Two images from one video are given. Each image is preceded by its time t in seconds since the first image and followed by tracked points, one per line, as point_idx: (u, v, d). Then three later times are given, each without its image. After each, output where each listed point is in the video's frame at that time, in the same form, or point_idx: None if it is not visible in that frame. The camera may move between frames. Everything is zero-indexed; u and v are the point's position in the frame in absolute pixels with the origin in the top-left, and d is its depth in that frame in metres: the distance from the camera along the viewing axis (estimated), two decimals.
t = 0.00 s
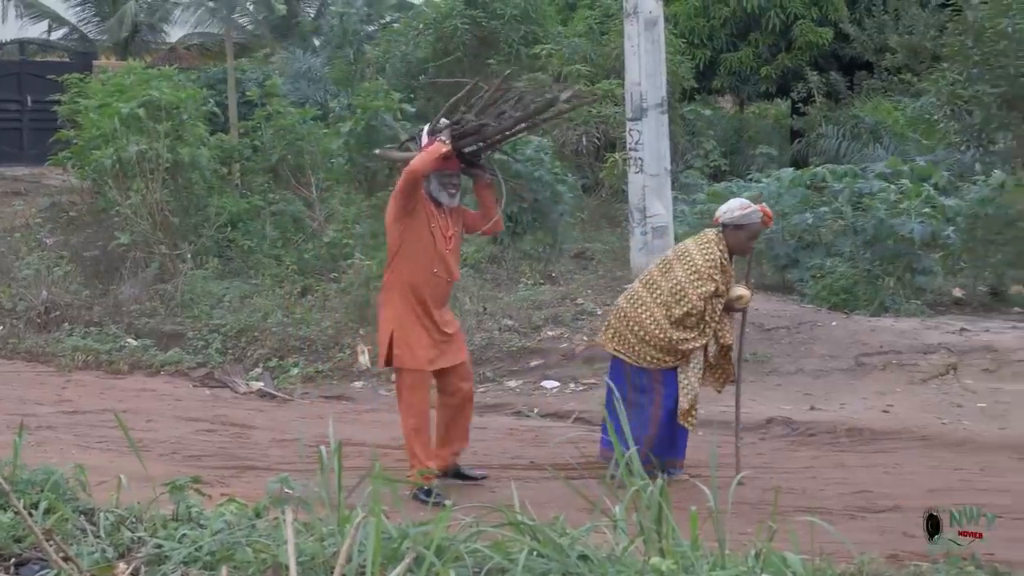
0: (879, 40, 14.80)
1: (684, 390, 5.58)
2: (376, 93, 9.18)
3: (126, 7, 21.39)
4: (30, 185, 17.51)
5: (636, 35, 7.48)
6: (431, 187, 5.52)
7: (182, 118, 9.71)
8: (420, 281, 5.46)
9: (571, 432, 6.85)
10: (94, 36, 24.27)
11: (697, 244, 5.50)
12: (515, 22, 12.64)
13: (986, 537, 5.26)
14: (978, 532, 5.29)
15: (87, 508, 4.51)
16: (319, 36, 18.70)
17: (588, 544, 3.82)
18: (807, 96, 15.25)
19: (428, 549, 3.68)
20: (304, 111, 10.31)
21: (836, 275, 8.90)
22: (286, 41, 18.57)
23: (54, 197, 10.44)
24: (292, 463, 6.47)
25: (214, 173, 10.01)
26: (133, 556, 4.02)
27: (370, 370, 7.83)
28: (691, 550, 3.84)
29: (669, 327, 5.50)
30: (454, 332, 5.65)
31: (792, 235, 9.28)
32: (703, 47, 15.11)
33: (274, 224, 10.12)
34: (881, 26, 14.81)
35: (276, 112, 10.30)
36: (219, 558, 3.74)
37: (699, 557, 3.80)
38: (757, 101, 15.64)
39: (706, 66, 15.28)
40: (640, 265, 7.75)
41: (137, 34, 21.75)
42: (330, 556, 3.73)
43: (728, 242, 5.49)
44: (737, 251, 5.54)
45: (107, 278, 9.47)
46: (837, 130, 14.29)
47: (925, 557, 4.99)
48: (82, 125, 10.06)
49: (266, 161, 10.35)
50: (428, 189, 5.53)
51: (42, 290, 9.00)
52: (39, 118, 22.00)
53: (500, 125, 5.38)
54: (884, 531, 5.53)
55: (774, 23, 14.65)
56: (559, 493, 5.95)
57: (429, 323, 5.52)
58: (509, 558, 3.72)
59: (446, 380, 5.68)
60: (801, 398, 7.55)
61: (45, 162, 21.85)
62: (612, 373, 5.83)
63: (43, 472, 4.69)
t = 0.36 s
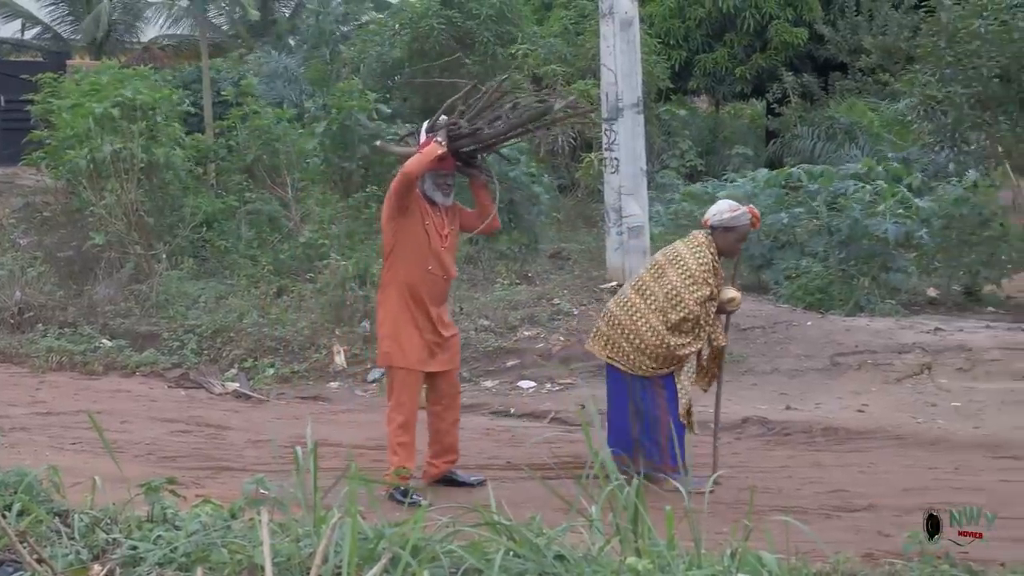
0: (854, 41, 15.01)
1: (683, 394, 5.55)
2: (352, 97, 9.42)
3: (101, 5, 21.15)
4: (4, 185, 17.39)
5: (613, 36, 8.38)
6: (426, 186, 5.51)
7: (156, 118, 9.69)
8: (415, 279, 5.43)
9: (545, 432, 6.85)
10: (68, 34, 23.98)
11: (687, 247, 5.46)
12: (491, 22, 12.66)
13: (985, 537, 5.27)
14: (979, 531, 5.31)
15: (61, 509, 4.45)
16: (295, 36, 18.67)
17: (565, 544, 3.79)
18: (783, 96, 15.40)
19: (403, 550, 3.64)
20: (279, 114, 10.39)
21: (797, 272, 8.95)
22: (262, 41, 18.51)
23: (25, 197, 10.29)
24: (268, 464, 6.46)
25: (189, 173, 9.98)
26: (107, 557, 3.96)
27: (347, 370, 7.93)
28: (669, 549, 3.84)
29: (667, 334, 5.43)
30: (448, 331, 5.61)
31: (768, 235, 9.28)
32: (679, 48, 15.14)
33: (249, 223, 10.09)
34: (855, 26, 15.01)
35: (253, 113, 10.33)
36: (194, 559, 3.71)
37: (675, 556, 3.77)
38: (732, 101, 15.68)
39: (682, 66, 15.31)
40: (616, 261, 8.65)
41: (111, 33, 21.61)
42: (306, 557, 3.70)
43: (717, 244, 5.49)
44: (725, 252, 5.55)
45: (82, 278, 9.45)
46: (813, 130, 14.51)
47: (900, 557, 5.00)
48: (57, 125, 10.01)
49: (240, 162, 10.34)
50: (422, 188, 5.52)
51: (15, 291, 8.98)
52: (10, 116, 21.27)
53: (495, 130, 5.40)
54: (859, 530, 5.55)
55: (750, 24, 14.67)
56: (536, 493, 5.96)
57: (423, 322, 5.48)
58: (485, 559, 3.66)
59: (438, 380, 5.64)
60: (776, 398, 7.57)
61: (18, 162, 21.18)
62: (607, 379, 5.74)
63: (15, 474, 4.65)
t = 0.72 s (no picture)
0: (838, 42, 15.32)
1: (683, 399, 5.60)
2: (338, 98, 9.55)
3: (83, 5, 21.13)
4: None
5: (595, 38, 8.43)
6: (421, 183, 5.44)
7: (140, 119, 9.69)
8: (413, 276, 5.39)
9: (528, 434, 6.84)
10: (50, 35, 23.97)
11: (687, 249, 5.44)
12: (474, 23, 13.15)
13: (986, 537, 5.30)
14: (980, 530, 5.34)
15: (43, 511, 4.41)
16: (278, 37, 18.67)
17: (549, 545, 3.77)
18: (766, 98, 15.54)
19: (388, 551, 3.60)
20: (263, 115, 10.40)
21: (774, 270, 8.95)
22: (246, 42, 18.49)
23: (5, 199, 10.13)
24: (252, 466, 6.45)
25: (173, 174, 9.95)
26: (90, 559, 3.92)
27: (331, 372, 7.95)
28: (652, 551, 3.81)
29: (672, 338, 5.41)
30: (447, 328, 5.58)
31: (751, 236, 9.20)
32: (664, 49, 15.13)
33: (233, 225, 10.06)
34: (839, 28, 15.32)
35: (236, 114, 10.34)
36: (177, 561, 3.67)
37: (659, 558, 3.75)
38: (716, 102, 15.70)
39: (666, 67, 15.29)
40: (600, 262, 8.69)
41: (93, 34, 21.54)
42: (290, 558, 3.64)
43: (716, 246, 5.48)
44: (722, 253, 5.54)
45: (65, 280, 9.42)
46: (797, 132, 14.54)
47: (883, 557, 5.02)
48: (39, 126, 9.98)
49: (225, 162, 10.32)
50: (418, 185, 5.46)
51: None
52: None
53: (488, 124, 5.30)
54: (843, 531, 5.55)
55: (734, 25, 14.69)
56: (521, 494, 5.94)
57: (422, 320, 5.45)
58: (469, 560, 3.64)
59: (437, 377, 5.61)
60: (760, 399, 7.58)
61: None
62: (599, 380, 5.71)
63: None
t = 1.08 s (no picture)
0: (826, 43, 15.47)
1: (678, 400, 5.57)
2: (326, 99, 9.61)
3: (69, 6, 21.08)
4: None
5: (583, 39, 8.42)
6: (418, 182, 5.40)
7: (127, 120, 9.67)
8: (411, 276, 5.36)
9: (515, 436, 6.83)
10: (37, 36, 23.92)
11: (685, 250, 5.42)
12: (462, 24, 13.24)
13: (986, 537, 5.31)
14: (980, 531, 5.36)
15: (31, 513, 4.38)
16: (267, 38, 18.67)
17: (537, 546, 3.74)
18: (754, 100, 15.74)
19: (377, 553, 3.58)
20: (251, 116, 10.45)
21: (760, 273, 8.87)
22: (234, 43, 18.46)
23: None
24: (240, 467, 6.44)
25: (160, 175, 9.96)
26: (77, 562, 3.90)
27: (318, 373, 7.94)
28: (640, 552, 3.78)
29: (668, 341, 5.40)
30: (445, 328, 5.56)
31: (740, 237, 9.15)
32: (650, 49, 15.16)
33: (219, 225, 10.07)
34: (827, 30, 15.48)
35: (225, 114, 10.39)
36: (164, 562, 3.65)
37: (647, 559, 3.72)
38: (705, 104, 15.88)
39: (654, 68, 15.37)
40: (588, 263, 8.76)
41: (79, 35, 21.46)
42: (278, 560, 3.62)
43: (713, 247, 5.46)
44: (720, 254, 5.54)
45: (52, 281, 9.42)
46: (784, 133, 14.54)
47: (871, 557, 5.03)
48: (26, 126, 9.93)
49: (212, 163, 10.34)
50: (415, 184, 5.41)
51: None
52: None
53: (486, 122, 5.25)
54: (830, 531, 5.56)
55: (721, 25, 14.76)
56: (509, 496, 5.94)
57: (421, 320, 5.42)
58: (458, 560, 3.63)
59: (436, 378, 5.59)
60: (748, 399, 7.60)
61: None
62: (594, 380, 5.73)
63: None
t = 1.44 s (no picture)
0: (809, 43, 15.68)
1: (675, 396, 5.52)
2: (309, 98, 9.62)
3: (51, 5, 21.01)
4: None
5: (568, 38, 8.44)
6: (415, 186, 5.45)
7: (111, 120, 9.67)
8: (408, 281, 5.39)
9: (498, 436, 6.83)
10: (18, 36, 23.85)
11: (678, 247, 5.41)
12: (447, 24, 13.23)
13: (985, 537, 5.31)
14: (980, 531, 5.38)
15: (14, 514, 4.31)
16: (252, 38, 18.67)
17: (522, 546, 3.71)
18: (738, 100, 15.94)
19: (361, 553, 3.55)
20: (235, 116, 10.37)
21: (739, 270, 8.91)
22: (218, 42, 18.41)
23: None
24: (224, 468, 6.43)
25: (144, 175, 9.96)
26: (60, 563, 3.87)
27: (303, 373, 7.95)
28: (625, 552, 3.75)
29: (661, 338, 5.38)
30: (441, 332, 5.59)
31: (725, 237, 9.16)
32: (635, 49, 15.36)
33: (205, 227, 10.08)
34: (811, 30, 15.70)
35: (208, 114, 10.35)
36: (148, 563, 3.63)
37: (632, 558, 3.69)
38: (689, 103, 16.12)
39: (638, 67, 15.56)
40: (572, 262, 8.91)
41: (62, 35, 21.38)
42: (263, 560, 3.58)
43: (707, 241, 5.44)
44: (716, 248, 5.50)
45: (35, 281, 9.40)
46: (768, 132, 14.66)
47: (854, 557, 5.05)
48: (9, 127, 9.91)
49: (196, 163, 10.33)
50: (411, 188, 5.46)
51: None
52: None
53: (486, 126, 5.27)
54: (814, 531, 5.57)
55: (704, 26, 15.00)
56: (495, 496, 5.93)
57: (418, 325, 5.45)
58: (442, 561, 3.58)
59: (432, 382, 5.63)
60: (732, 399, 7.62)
61: None
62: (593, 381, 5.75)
63: None
